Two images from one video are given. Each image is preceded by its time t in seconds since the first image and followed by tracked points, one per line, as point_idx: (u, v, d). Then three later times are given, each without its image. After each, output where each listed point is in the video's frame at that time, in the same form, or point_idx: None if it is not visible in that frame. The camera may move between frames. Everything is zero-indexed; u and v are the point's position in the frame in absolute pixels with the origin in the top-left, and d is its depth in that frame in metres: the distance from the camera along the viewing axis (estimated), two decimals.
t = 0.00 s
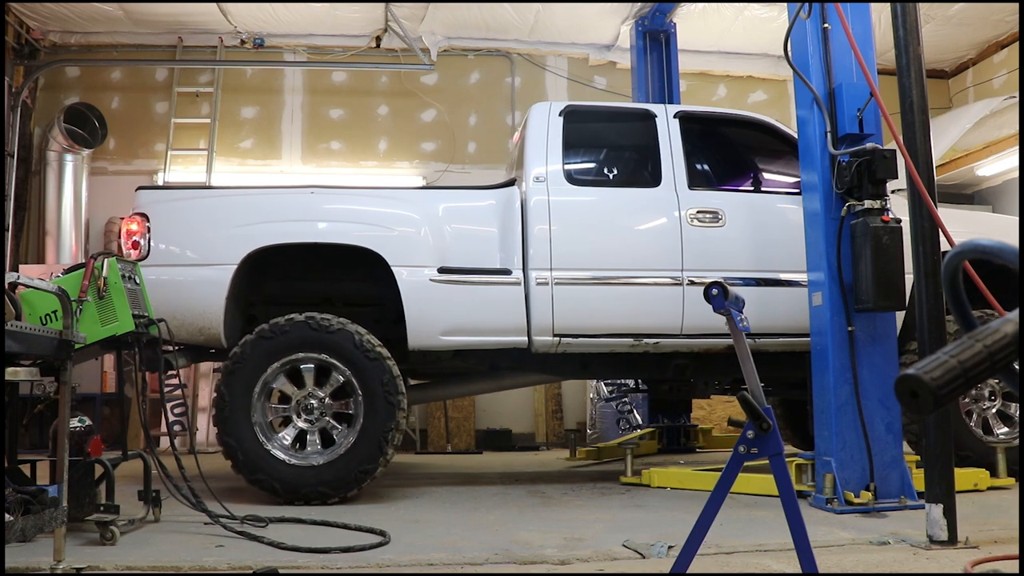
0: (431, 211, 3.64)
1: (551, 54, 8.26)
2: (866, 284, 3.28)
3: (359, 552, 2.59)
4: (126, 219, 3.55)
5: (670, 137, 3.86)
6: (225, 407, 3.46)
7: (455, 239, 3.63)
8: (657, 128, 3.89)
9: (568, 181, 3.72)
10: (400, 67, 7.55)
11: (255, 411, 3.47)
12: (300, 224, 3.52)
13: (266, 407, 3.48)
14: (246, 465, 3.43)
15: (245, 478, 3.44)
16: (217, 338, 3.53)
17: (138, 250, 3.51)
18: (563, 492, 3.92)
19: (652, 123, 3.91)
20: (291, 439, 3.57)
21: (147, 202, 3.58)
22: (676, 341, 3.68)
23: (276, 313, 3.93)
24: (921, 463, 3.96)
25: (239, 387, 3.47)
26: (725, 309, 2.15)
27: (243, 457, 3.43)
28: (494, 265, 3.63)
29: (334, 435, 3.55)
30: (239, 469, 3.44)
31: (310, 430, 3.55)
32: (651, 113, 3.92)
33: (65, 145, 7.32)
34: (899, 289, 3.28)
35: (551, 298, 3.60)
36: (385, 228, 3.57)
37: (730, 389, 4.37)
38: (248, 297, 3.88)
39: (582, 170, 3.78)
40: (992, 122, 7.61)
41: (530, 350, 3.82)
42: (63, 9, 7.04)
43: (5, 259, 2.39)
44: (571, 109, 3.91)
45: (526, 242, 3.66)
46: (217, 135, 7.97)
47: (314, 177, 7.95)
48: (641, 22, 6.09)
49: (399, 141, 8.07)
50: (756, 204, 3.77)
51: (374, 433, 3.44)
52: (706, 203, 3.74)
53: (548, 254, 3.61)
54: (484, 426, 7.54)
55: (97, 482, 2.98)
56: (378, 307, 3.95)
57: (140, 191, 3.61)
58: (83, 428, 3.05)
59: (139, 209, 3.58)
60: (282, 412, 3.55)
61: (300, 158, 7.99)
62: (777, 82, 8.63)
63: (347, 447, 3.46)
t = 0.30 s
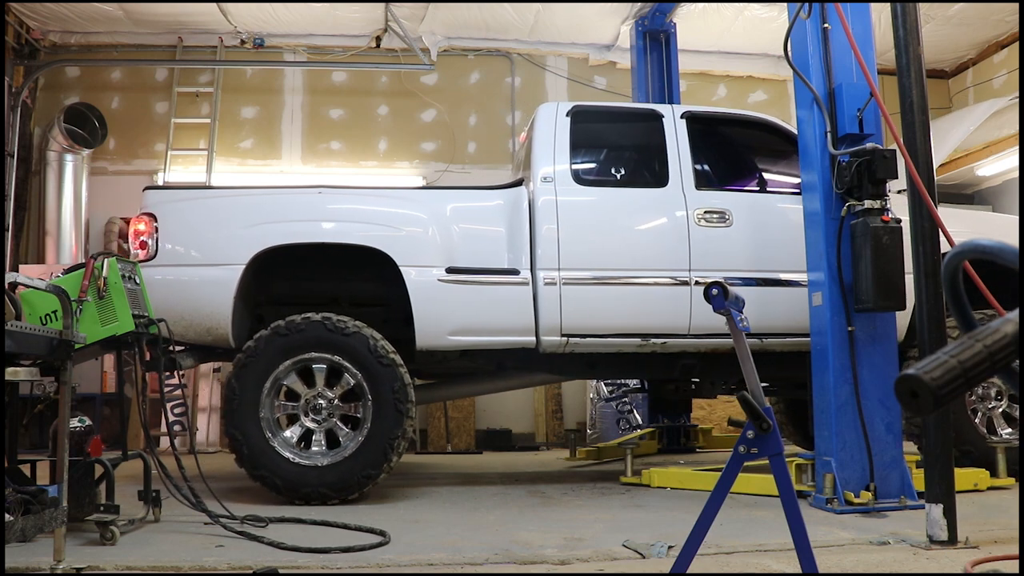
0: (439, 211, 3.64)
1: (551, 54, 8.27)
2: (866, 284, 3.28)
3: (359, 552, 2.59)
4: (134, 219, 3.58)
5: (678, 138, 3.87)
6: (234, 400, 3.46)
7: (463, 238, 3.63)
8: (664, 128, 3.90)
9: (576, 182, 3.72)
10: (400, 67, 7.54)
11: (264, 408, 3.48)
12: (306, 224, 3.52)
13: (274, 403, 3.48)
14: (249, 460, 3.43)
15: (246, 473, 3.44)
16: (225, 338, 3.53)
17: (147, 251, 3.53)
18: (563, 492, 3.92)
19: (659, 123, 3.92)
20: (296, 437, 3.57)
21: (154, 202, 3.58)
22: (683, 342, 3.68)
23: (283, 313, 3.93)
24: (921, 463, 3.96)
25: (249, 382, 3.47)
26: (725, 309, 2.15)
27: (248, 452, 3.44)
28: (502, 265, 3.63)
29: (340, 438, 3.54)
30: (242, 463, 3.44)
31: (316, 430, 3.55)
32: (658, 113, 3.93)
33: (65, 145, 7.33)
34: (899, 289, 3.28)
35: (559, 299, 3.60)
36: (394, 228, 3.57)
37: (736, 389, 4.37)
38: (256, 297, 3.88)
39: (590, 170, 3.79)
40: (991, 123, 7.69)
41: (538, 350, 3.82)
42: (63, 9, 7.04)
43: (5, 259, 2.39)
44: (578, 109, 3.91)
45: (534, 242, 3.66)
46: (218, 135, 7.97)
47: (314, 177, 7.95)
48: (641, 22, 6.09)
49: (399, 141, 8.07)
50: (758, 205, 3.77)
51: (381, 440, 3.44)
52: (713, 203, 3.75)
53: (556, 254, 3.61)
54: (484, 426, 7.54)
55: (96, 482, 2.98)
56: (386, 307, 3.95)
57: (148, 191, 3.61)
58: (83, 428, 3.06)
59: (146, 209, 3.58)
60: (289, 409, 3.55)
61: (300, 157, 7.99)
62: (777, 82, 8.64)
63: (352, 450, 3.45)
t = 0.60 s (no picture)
0: (448, 211, 3.64)
1: (551, 54, 8.27)
2: (866, 284, 3.28)
3: (359, 552, 2.59)
4: (143, 219, 3.58)
5: (686, 138, 3.87)
6: (245, 392, 3.46)
7: (472, 238, 3.63)
8: (673, 128, 3.90)
9: (585, 182, 3.72)
10: (400, 67, 7.55)
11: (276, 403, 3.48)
12: (312, 224, 3.52)
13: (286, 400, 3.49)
14: (254, 453, 3.43)
15: (250, 465, 3.44)
16: (234, 338, 3.53)
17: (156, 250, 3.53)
18: (563, 493, 3.92)
19: (667, 124, 3.92)
20: (303, 435, 3.57)
21: (162, 201, 3.57)
22: (692, 342, 3.69)
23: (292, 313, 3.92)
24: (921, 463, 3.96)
25: (262, 376, 3.47)
26: (725, 309, 2.15)
27: (254, 445, 3.44)
28: (512, 265, 3.63)
29: (346, 439, 3.54)
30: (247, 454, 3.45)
31: (323, 430, 3.55)
32: (666, 113, 3.94)
33: (65, 145, 7.33)
34: (900, 289, 3.28)
35: (568, 299, 3.60)
36: (403, 228, 3.57)
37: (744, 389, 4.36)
38: (265, 297, 3.87)
39: (599, 170, 3.80)
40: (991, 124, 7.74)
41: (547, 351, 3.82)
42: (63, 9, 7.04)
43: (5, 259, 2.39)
44: (587, 109, 3.91)
45: (544, 242, 3.67)
46: (218, 135, 7.97)
47: (314, 177, 7.95)
48: (641, 22, 6.09)
49: (399, 141, 8.07)
50: (759, 205, 3.77)
51: (387, 446, 3.43)
52: (722, 203, 3.75)
53: (565, 254, 3.61)
54: (484, 426, 7.54)
55: (96, 482, 2.98)
56: (396, 307, 3.95)
57: (156, 191, 3.61)
58: (83, 428, 3.06)
59: (156, 209, 3.58)
60: (298, 407, 3.55)
61: (300, 158, 7.99)
62: (777, 82, 8.64)
63: (358, 454, 3.45)
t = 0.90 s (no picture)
0: (457, 211, 3.64)
1: (551, 54, 8.27)
2: (866, 284, 3.28)
3: (359, 552, 2.59)
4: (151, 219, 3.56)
5: (695, 140, 3.88)
6: (257, 384, 3.46)
7: (481, 238, 3.63)
8: (682, 129, 3.91)
9: (594, 183, 3.73)
10: (400, 67, 7.55)
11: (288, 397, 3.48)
12: (315, 224, 3.52)
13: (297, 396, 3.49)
14: (260, 444, 3.43)
15: (254, 456, 3.44)
16: (244, 338, 3.53)
17: (165, 250, 3.52)
18: (563, 492, 3.92)
19: (676, 124, 3.93)
20: (309, 432, 3.57)
21: (170, 201, 3.57)
22: (701, 342, 3.69)
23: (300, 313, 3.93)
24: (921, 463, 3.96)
25: (277, 370, 3.47)
26: (725, 309, 2.14)
27: (260, 436, 3.43)
28: (521, 265, 3.63)
29: (352, 441, 3.54)
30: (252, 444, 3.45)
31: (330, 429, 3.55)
32: (674, 114, 3.95)
33: (65, 145, 7.33)
34: (899, 289, 3.28)
35: (578, 299, 3.60)
36: (412, 228, 3.57)
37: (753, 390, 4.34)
38: (274, 297, 3.88)
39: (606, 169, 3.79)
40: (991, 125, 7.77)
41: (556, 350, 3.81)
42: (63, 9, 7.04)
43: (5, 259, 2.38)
44: (596, 110, 3.91)
45: (553, 242, 3.67)
46: (218, 135, 7.97)
47: (314, 177, 7.95)
48: (641, 22, 6.09)
49: (399, 141, 8.07)
50: (758, 205, 3.78)
51: (392, 452, 3.44)
52: (731, 203, 3.76)
53: (575, 255, 3.61)
54: (484, 426, 7.53)
55: (96, 482, 2.98)
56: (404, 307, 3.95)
57: (165, 190, 3.60)
58: (83, 428, 3.06)
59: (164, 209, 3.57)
60: (308, 404, 3.55)
61: (301, 157, 7.99)
62: (777, 82, 8.64)
63: (364, 457, 3.45)
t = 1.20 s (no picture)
0: (467, 210, 3.65)
1: (551, 54, 8.26)
2: (866, 284, 3.28)
3: (359, 552, 2.59)
4: (161, 219, 3.56)
5: (704, 139, 3.89)
6: (272, 376, 3.47)
7: (491, 237, 3.63)
8: (691, 129, 3.92)
9: (606, 184, 3.73)
10: (400, 67, 7.55)
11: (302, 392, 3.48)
12: (317, 224, 3.52)
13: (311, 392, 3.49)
14: (269, 435, 3.44)
15: (260, 446, 3.45)
16: (254, 338, 3.53)
17: (175, 251, 3.52)
18: (563, 492, 3.92)
19: (685, 124, 3.94)
20: (318, 429, 3.57)
21: (179, 201, 3.57)
22: (710, 342, 3.70)
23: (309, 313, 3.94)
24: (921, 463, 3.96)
25: (293, 365, 3.47)
26: (725, 309, 2.14)
27: (270, 427, 3.44)
28: (531, 264, 3.64)
29: (360, 442, 3.54)
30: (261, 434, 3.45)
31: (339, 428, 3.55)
32: (683, 115, 3.95)
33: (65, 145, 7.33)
34: (899, 289, 3.28)
35: (588, 299, 3.60)
36: (422, 228, 3.57)
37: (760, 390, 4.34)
38: (284, 297, 3.89)
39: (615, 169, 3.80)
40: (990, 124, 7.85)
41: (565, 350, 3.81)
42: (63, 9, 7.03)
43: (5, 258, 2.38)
44: (606, 110, 3.91)
45: (564, 242, 3.67)
46: (217, 135, 7.97)
47: (314, 177, 7.95)
48: (641, 22, 6.09)
49: (399, 141, 8.07)
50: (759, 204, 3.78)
51: (397, 458, 3.43)
52: (740, 203, 3.76)
53: (584, 254, 3.62)
54: (484, 426, 7.53)
55: (96, 482, 2.98)
56: (413, 308, 3.95)
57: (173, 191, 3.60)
58: (83, 428, 3.06)
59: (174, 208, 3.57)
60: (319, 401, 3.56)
61: (300, 157, 7.99)
62: (777, 82, 8.64)
63: (370, 460, 3.45)
